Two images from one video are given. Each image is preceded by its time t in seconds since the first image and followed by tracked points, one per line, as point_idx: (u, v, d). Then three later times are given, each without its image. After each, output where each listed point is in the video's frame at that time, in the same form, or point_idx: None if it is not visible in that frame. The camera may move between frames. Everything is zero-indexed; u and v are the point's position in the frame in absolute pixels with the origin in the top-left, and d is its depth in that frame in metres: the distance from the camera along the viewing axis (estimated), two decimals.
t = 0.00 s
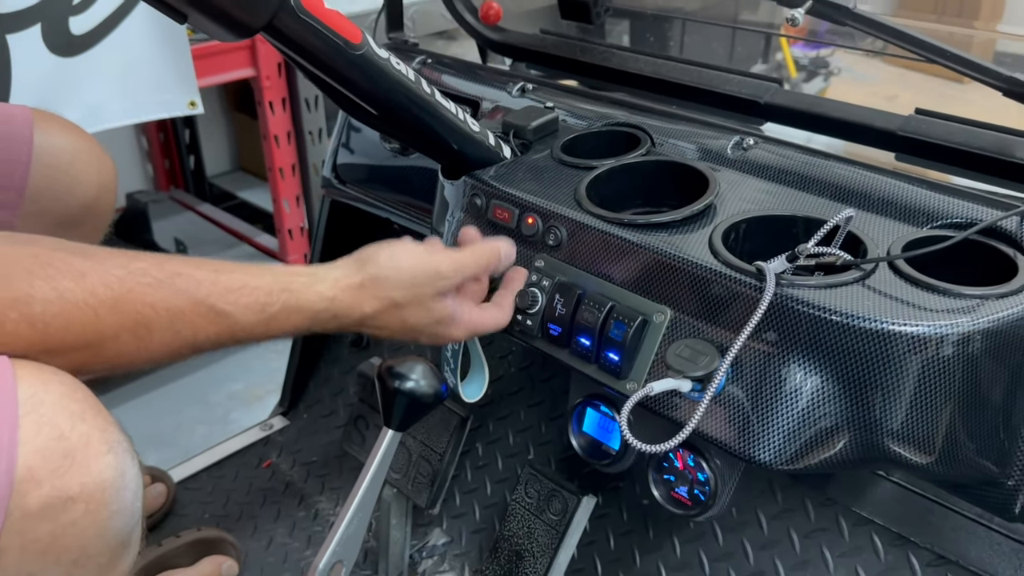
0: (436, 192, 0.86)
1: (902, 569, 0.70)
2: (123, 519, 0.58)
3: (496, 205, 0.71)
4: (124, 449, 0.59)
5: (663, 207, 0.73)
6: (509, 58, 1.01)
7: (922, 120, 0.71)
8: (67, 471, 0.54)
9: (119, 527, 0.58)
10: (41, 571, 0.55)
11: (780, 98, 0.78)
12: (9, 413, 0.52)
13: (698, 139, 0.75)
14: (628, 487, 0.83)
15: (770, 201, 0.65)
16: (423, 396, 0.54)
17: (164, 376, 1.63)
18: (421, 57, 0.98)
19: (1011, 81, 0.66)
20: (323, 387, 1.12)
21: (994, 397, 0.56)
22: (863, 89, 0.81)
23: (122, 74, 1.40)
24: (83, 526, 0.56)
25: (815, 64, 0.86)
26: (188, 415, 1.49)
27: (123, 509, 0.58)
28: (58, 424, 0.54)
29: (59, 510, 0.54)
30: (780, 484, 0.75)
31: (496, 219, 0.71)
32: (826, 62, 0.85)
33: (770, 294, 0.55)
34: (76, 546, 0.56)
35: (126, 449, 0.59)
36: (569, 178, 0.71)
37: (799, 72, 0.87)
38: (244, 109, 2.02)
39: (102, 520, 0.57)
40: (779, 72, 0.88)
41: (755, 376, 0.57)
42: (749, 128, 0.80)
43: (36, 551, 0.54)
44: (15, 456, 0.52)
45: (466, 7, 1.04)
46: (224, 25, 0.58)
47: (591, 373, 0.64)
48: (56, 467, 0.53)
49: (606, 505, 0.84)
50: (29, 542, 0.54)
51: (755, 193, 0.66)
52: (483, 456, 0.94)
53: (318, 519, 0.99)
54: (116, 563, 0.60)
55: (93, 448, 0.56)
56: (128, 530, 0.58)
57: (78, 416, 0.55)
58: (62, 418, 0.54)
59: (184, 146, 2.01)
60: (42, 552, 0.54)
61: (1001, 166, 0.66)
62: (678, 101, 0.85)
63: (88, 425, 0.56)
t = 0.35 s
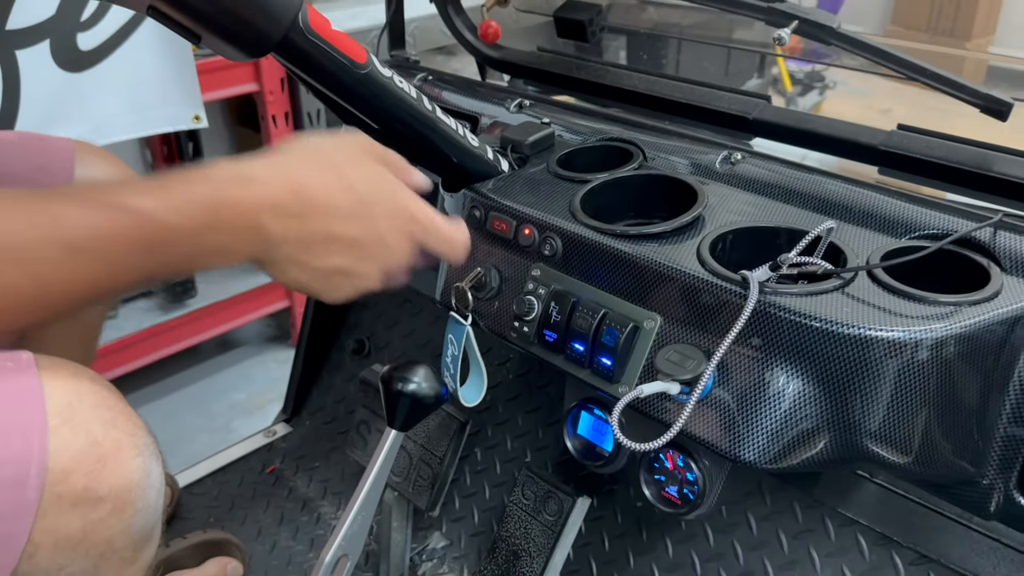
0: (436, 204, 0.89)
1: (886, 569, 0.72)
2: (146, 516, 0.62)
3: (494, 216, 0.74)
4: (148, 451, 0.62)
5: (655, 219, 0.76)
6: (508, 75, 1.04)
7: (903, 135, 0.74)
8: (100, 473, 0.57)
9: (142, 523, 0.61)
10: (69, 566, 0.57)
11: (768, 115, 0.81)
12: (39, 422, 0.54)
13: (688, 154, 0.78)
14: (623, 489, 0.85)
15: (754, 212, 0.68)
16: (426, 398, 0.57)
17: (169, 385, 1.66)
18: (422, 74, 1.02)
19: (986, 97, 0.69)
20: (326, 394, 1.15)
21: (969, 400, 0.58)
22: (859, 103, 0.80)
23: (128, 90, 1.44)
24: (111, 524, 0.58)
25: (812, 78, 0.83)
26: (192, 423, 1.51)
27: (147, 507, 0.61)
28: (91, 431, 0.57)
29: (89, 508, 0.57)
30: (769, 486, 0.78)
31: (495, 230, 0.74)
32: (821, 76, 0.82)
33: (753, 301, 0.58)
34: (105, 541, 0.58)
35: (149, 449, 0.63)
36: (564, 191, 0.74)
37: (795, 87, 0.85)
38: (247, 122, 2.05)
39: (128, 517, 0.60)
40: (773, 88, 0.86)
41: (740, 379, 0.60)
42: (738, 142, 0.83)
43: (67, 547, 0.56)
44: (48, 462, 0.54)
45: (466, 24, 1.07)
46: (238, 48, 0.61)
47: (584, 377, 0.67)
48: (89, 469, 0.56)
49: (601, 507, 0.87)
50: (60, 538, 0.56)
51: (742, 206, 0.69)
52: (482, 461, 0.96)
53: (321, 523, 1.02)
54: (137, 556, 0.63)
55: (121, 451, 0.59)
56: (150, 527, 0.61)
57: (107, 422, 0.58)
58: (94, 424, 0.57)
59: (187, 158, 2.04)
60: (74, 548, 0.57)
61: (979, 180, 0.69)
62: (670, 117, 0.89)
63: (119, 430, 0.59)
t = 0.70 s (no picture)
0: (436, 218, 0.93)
1: (864, 566, 0.75)
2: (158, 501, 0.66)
3: (490, 228, 0.78)
4: (156, 441, 0.74)
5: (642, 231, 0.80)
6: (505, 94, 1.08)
7: (878, 153, 0.77)
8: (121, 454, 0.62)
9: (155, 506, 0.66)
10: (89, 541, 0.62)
11: (752, 133, 0.85)
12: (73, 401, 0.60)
13: (675, 170, 0.82)
14: (614, 493, 0.89)
15: (735, 225, 0.72)
16: (422, 397, 0.61)
17: (174, 395, 1.70)
18: (422, 94, 1.06)
19: (954, 117, 0.72)
20: (328, 402, 1.19)
21: (936, 401, 0.62)
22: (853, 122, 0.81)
23: (137, 108, 1.48)
24: (122, 504, 0.70)
25: (807, 95, 0.84)
26: (197, 433, 1.55)
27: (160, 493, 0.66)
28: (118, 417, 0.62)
29: (102, 486, 0.67)
30: (752, 488, 0.82)
31: (490, 242, 0.78)
32: (818, 93, 0.82)
33: (729, 308, 0.62)
34: (111, 518, 0.69)
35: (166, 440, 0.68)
36: (555, 206, 0.78)
37: (791, 104, 0.85)
38: (252, 139, 2.10)
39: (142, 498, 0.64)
40: (770, 104, 0.86)
41: (719, 380, 0.63)
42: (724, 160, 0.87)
43: (82, 520, 0.67)
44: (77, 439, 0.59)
45: (465, 46, 1.09)
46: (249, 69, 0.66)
47: (574, 380, 0.71)
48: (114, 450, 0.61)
49: (593, 510, 0.90)
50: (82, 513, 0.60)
51: (724, 219, 0.73)
52: (478, 466, 1.00)
53: (322, 526, 1.06)
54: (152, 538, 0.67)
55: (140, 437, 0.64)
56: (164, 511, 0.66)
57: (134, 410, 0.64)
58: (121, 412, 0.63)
59: (192, 174, 2.08)
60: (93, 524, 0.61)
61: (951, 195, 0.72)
62: (659, 135, 0.93)
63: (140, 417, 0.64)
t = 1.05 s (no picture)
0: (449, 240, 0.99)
1: (853, 569, 0.80)
2: (201, 493, 0.71)
3: (500, 250, 0.83)
4: (208, 436, 0.73)
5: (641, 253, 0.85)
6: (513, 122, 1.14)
7: (864, 180, 0.82)
8: (172, 448, 0.67)
9: (198, 499, 0.71)
10: (139, 528, 0.66)
11: (747, 160, 0.89)
12: (132, 394, 0.66)
13: (674, 197, 0.88)
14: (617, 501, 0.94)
15: (729, 249, 0.78)
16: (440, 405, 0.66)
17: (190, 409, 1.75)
18: (435, 123, 1.12)
19: (935, 147, 0.77)
20: (342, 415, 1.24)
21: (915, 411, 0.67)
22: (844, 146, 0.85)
23: (159, 131, 1.55)
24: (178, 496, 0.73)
25: (807, 117, 0.87)
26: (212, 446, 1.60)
27: (203, 484, 0.71)
28: (168, 412, 0.68)
29: (160, 476, 0.67)
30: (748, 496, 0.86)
31: (500, 262, 0.83)
32: (818, 118, 0.86)
33: (722, 324, 0.67)
34: (168, 506, 0.68)
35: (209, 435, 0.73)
36: (561, 229, 0.84)
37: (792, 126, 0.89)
38: (265, 162, 2.16)
39: (188, 488, 0.70)
40: (771, 126, 0.91)
41: (713, 391, 0.68)
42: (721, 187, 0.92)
43: (142, 508, 0.66)
44: (135, 429, 0.65)
45: (475, 77, 1.15)
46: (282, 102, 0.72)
47: (578, 392, 0.76)
48: (165, 444, 0.67)
49: (596, 518, 0.96)
50: (137, 500, 0.65)
51: (719, 242, 0.79)
52: (487, 476, 1.05)
53: (338, 533, 1.10)
54: (193, 529, 0.72)
55: (188, 433, 0.69)
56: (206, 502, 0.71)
57: (181, 409, 0.69)
58: (170, 408, 0.68)
59: (207, 195, 2.14)
60: (147, 511, 0.66)
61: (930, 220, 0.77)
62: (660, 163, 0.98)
63: (187, 417, 0.70)
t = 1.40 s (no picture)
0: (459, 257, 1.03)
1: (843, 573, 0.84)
2: (231, 487, 0.76)
3: (507, 267, 0.88)
4: (239, 436, 0.77)
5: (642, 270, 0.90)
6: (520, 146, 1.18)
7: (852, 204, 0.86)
8: (205, 446, 0.72)
9: (227, 494, 0.76)
10: (174, 520, 0.70)
11: (742, 184, 0.94)
12: (168, 396, 0.70)
13: (673, 219, 0.92)
14: (618, 510, 0.98)
15: (722, 267, 0.82)
16: (450, 410, 0.70)
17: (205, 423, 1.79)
18: (446, 147, 1.18)
19: (919, 171, 0.82)
20: (354, 428, 1.28)
21: (897, 419, 0.71)
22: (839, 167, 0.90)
23: (179, 153, 1.60)
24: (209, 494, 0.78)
25: (807, 142, 0.92)
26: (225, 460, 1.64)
27: (232, 480, 0.76)
28: (202, 413, 0.72)
29: (193, 472, 0.71)
30: (744, 504, 0.90)
31: (508, 279, 0.88)
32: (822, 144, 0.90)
33: (715, 337, 0.71)
34: (199, 501, 0.72)
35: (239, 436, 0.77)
36: (565, 248, 0.89)
37: (793, 151, 0.93)
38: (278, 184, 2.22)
39: (219, 483, 0.74)
40: (773, 151, 0.95)
41: (708, 400, 0.72)
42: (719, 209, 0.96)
43: (176, 501, 0.70)
44: (173, 428, 0.69)
45: (484, 104, 1.20)
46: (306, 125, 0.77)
47: (581, 401, 0.80)
48: (199, 442, 0.71)
49: (599, 527, 0.99)
50: (173, 493, 0.70)
51: (713, 261, 0.83)
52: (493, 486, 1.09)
53: (349, 542, 1.14)
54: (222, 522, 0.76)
55: (220, 432, 0.74)
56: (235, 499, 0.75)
57: (214, 409, 0.74)
58: (204, 409, 0.73)
59: (221, 216, 2.19)
60: (180, 505, 0.70)
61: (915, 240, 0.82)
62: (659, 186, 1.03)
63: (220, 418, 0.74)
